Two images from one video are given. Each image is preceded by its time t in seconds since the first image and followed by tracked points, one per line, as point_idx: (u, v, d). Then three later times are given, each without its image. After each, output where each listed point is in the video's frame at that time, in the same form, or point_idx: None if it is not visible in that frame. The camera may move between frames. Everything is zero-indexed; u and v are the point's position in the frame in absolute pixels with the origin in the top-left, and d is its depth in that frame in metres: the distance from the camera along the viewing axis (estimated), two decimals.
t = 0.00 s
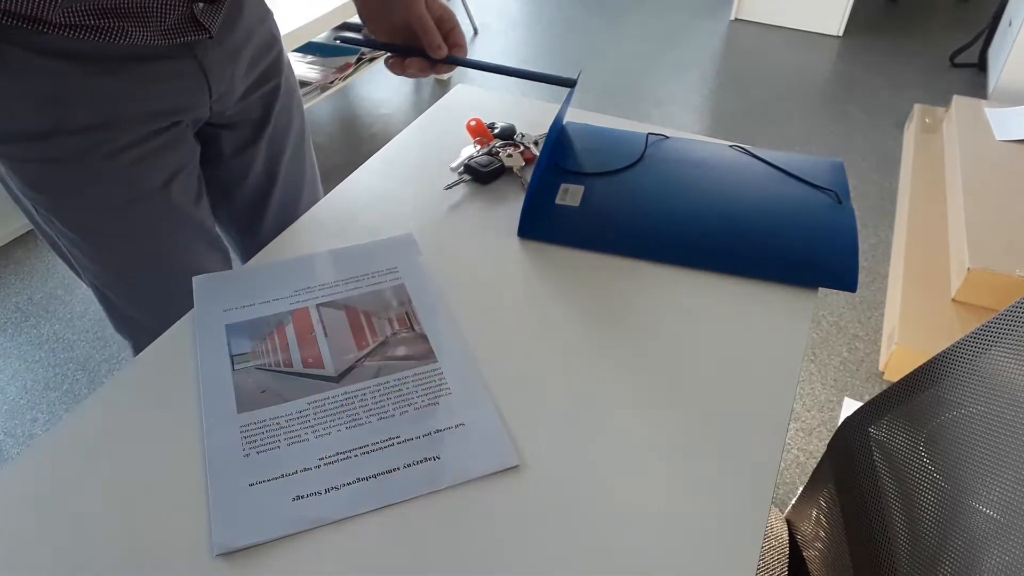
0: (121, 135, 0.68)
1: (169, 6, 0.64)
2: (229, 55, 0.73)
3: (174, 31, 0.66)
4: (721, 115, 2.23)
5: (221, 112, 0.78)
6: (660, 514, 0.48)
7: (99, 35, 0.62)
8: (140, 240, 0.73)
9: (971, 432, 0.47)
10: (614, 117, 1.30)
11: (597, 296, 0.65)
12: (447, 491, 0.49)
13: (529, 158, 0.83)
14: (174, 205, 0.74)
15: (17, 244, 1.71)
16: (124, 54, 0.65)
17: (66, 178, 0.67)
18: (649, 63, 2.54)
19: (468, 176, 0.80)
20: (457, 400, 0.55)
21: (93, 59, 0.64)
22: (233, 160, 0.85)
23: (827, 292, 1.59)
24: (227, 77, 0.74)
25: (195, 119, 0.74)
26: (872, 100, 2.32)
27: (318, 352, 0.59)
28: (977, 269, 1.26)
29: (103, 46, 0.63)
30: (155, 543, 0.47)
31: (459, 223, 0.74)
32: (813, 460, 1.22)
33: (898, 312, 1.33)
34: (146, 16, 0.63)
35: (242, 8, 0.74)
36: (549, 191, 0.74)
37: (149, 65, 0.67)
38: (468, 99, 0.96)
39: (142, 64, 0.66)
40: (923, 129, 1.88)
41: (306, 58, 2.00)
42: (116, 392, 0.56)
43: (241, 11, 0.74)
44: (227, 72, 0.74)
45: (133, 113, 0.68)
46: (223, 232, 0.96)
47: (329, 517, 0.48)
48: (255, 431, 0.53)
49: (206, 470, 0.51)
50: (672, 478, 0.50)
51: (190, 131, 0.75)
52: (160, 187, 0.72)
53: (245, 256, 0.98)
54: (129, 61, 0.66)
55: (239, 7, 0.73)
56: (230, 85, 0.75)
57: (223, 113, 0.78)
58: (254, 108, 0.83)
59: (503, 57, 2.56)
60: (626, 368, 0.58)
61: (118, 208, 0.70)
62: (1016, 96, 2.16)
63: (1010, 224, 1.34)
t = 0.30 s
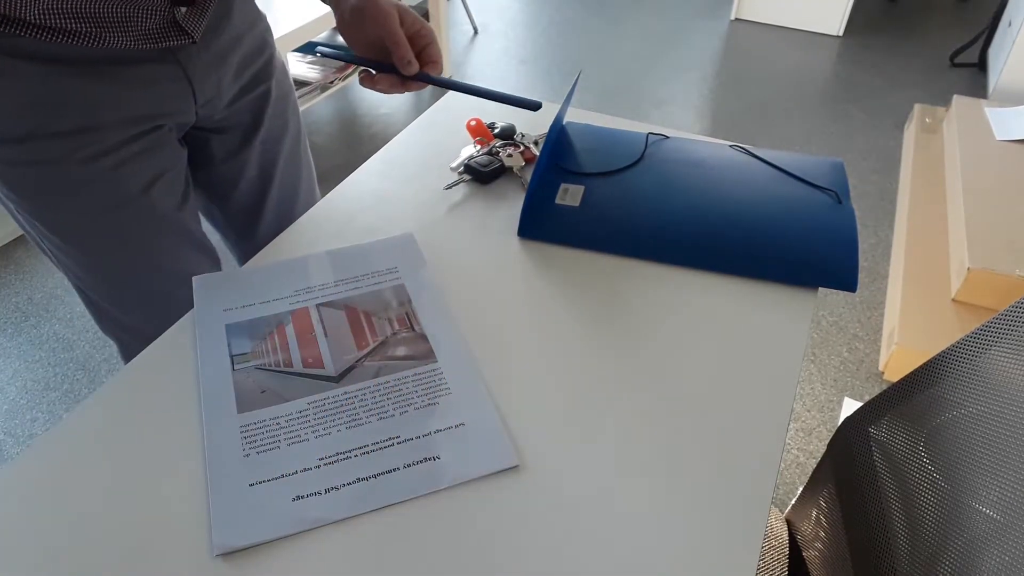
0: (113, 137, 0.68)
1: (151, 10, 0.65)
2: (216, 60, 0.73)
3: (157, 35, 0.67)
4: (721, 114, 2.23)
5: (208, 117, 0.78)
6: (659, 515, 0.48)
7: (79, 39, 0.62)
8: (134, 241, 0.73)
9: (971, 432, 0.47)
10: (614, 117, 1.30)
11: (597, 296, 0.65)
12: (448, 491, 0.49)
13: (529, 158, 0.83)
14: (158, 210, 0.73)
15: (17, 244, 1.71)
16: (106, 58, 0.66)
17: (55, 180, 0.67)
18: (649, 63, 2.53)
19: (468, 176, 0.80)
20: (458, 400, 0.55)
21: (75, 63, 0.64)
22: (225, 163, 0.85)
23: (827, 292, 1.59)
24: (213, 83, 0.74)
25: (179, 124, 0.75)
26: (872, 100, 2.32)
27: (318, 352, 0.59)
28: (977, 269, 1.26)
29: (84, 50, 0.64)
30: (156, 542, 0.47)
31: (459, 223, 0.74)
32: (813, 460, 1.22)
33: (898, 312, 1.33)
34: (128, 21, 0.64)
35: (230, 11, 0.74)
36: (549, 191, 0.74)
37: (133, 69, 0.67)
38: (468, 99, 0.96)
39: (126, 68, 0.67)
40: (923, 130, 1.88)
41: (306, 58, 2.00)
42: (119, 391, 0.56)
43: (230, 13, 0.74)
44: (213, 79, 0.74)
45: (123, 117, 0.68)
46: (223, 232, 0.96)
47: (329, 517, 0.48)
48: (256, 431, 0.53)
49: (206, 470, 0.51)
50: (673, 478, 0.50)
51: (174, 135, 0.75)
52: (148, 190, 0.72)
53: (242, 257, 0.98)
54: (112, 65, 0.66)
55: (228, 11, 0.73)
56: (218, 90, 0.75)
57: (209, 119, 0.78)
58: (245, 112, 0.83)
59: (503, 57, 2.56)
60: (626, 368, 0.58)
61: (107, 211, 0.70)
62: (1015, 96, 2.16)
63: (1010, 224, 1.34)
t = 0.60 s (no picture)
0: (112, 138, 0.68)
1: (145, 11, 0.65)
2: (211, 61, 0.73)
3: (150, 36, 0.67)
4: (721, 114, 2.23)
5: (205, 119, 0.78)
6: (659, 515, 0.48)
7: (72, 40, 0.62)
8: (133, 241, 0.73)
9: (971, 432, 0.47)
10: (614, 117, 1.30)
11: (597, 296, 0.65)
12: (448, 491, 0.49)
13: (529, 158, 0.83)
14: (153, 210, 0.73)
15: (17, 244, 1.71)
16: (99, 58, 0.66)
17: (52, 181, 0.67)
18: (649, 63, 2.53)
19: (467, 176, 0.80)
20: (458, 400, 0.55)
21: (68, 64, 0.64)
22: (223, 164, 0.85)
23: (827, 291, 1.59)
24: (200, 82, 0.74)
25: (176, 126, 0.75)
26: (872, 100, 2.32)
27: (318, 352, 0.59)
28: (977, 269, 1.26)
29: (77, 51, 0.64)
30: (156, 542, 0.47)
31: (459, 223, 0.74)
32: (813, 460, 1.22)
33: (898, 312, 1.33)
34: (121, 22, 0.64)
35: (228, 11, 0.74)
36: (549, 191, 0.74)
37: (127, 70, 0.67)
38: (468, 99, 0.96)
39: (119, 70, 0.67)
40: (923, 129, 1.88)
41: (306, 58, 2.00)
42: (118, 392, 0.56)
43: (226, 14, 0.74)
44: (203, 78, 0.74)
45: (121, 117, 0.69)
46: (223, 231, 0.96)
47: (329, 517, 0.48)
48: (256, 431, 0.53)
49: (206, 470, 0.51)
50: (673, 478, 0.50)
51: (168, 136, 0.75)
52: (146, 190, 0.72)
53: (241, 257, 0.98)
54: (105, 66, 0.66)
55: (225, 11, 0.74)
56: (213, 91, 0.75)
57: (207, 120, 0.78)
58: (242, 113, 0.83)
59: (503, 57, 2.56)
60: (626, 367, 0.58)
61: (104, 211, 0.70)
62: (1015, 96, 2.16)
63: (1010, 224, 1.34)
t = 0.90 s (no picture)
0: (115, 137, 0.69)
1: (146, 11, 0.65)
2: (212, 62, 0.73)
3: (152, 37, 0.67)
4: (722, 115, 2.23)
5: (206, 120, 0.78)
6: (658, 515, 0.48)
7: (73, 41, 0.63)
8: (133, 242, 0.73)
9: (971, 433, 0.47)
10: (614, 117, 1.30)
11: (596, 297, 0.65)
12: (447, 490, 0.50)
13: (529, 159, 0.83)
14: (154, 210, 0.74)
15: (19, 245, 1.72)
16: (101, 59, 0.66)
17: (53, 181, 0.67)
18: (650, 64, 2.54)
19: (468, 177, 0.80)
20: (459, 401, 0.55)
21: (69, 64, 0.65)
22: (224, 165, 0.86)
23: (828, 292, 1.59)
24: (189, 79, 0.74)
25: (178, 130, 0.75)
26: (874, 101, 2.32)
27: (318, 352, 0.59)
28: (978, 270, 1.26)
29: (78, 51, 0.64)
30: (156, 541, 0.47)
31: (459, 224, 0.74)
32: (813, 461, 1.22)
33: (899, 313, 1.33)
34: (123, 23, 0.64)
35: (230, 13, 0.74)
36: (549, 192, 0.74)
37: (128, 70, 0.68)
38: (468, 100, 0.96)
39: (122, 70, 0.67)
40: (924, 130, 1.88)
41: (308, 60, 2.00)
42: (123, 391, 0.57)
43: (229, 15, 0.74)
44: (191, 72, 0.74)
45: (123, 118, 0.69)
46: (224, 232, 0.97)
47: (329, 518, 0.48)
48: (256, 431, 0.53)
49: (207, 470, 0.51)
50: (672, 479, 0.50)
51: (169, 136, 0.75)
52: (147, 190, 0.73)
53: (242, 258, 0.98)
54: (107, 66, 0.67)
55: (227, 13, 0.74)
56: (215, 92, 0.75)
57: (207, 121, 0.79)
58: (244, 114, 0.83)
59: (504, 58, 2.56)
60: (626, 368, 0.58)
61: (104, 211, 0.70)
62: (1016, 97, 2.16)
63: (1011, 225, 1.34)
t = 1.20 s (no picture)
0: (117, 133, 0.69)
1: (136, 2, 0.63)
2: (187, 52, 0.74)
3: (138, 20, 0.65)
4: (721, 115, 2.23)
5: (206, 114, 0.78)
6: (661, 515, 0.48)
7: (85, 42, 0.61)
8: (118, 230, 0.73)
9: (972, 433, 0.47)
10: (613, 117, 1.30)
11: (598, 297, 0.65)
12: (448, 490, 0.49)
13: (529, 158, 0.83)
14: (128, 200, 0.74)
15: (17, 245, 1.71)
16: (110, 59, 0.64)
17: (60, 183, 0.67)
18: (649, 63, 2.54)
19: (468, 176, 0.80)
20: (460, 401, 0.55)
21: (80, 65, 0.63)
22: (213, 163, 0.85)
23: (827, 292, 1.59)
24: (188, 71, 0.74)
25: (179, 124, 0.75)
26: (872, 100, 2.32)
27: (319, 352, 0.59)
28: (977, 269, 1.26)
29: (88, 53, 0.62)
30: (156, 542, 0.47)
31: (460, 223, 0.74)
32: (813, 460, 1.22)
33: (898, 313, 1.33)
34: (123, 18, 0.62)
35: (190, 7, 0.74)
36: (550, 191, 0.74)
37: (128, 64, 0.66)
38: (467, 99, 0.95)
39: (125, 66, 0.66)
40: (923, 130, 1.88)
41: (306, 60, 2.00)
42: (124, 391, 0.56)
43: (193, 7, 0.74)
44: (190, 65, 0.74)
45: (124, 111, 0.69)
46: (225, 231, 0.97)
47: (329, 517, 0.48)
48: (257, 432, 0.53)
49: (208, 470, 0.51)
50: (674, 479, 0.50)
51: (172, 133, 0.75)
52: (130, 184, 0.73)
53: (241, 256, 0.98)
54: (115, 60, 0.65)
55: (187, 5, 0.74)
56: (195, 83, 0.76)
57: (208, 116, 0.79)
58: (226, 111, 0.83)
59: (503, 58, 2.56)
60: (627, 369, 0.58)
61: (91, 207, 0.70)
62: (1015, 97, 2.16)
63: (1010, 224, 1.34)
